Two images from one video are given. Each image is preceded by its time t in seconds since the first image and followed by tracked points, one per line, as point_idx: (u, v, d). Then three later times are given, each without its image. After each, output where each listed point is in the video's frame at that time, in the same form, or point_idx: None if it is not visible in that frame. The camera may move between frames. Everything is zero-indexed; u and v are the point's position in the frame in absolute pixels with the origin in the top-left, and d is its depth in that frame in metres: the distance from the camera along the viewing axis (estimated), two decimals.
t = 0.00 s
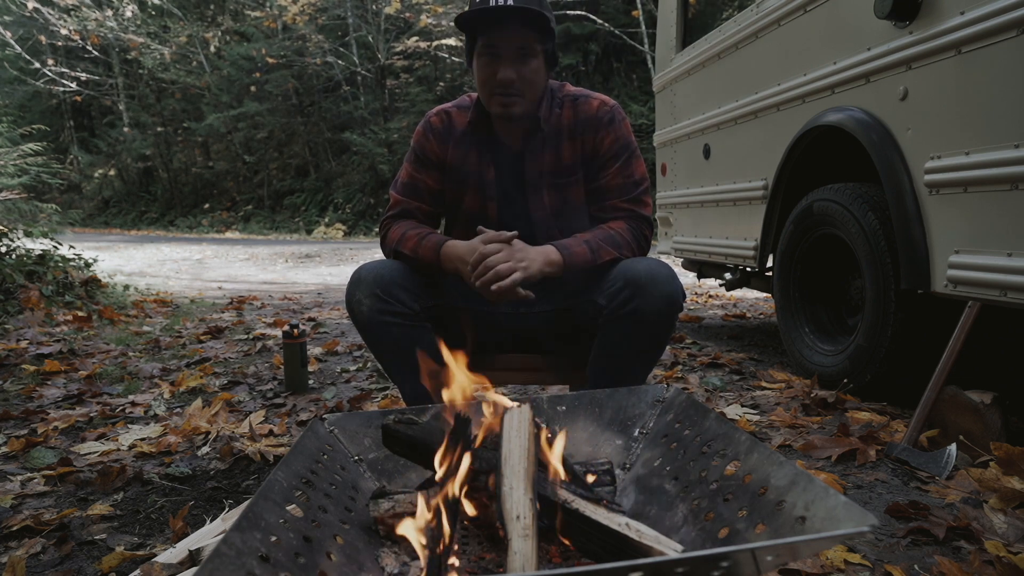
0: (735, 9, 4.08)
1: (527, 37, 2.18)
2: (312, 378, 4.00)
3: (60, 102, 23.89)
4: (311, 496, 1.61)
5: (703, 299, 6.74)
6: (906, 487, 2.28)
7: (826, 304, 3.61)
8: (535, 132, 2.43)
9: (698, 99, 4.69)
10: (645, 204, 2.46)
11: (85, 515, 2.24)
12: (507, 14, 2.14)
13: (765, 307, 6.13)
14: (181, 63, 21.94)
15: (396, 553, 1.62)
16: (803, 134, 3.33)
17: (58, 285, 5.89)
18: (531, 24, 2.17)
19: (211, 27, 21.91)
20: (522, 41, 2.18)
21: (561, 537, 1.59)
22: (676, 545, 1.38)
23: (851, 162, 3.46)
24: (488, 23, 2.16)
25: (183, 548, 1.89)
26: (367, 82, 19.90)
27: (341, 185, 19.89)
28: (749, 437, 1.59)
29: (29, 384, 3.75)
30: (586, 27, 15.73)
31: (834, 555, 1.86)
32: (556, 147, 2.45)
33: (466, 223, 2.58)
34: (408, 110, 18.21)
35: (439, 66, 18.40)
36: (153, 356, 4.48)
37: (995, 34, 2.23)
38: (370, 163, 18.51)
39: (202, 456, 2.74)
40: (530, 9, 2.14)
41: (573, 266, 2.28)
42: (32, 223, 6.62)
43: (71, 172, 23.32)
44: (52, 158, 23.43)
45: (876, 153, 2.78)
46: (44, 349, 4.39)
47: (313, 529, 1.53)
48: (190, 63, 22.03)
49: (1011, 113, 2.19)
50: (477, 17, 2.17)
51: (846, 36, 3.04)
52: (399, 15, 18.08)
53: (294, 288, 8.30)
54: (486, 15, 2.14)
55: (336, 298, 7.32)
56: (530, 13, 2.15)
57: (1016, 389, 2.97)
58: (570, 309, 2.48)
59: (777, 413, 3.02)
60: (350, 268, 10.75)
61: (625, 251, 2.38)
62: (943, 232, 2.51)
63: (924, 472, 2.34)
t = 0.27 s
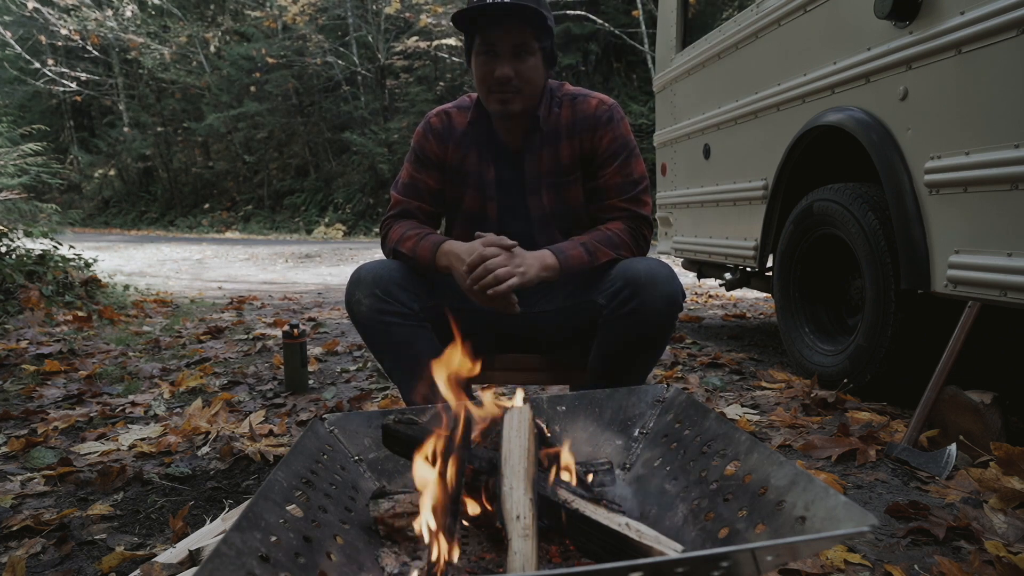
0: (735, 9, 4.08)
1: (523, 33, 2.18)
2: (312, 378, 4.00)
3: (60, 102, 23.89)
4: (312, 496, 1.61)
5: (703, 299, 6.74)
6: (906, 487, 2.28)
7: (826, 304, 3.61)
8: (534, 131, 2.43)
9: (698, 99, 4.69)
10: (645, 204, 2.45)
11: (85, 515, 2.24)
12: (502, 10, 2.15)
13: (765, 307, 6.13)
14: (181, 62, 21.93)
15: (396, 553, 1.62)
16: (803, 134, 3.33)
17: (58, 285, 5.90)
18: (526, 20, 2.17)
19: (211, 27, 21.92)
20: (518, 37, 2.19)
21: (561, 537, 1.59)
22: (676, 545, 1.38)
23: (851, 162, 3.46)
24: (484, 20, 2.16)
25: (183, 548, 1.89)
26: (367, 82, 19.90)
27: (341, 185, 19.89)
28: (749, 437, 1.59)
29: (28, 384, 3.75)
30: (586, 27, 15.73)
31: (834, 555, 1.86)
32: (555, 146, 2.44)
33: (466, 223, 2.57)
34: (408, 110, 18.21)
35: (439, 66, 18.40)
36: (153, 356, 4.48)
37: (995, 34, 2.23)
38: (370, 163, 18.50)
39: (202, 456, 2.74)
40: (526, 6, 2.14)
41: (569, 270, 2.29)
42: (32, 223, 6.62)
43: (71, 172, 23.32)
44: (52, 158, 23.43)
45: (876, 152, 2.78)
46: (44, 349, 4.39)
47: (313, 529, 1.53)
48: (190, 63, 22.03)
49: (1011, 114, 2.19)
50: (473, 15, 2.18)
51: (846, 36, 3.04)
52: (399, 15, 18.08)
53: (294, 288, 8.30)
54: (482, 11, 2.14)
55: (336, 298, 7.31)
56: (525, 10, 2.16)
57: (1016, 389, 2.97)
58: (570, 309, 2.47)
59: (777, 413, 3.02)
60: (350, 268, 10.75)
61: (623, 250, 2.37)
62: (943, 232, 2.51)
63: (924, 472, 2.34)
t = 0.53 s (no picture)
0: (735, 9, 4.08)
1: (513, 33, 2.18)
2: (312, 378, 4.00)
3: (60, 102, 23.89)
4: (312, 496, 1.61)
5: (703, 299, 6.74)
6: (906, 487, 2.28)
7: (826, 304, 3.61)
8: (533, 131, 2.43)
9: (698, 99, 4.69)
10: (645, 205, 2.45)
11: (85, 515, 2.24)
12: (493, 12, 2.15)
13: (764, 307, 6.13)
14: (181, 62, 21.93)
15: (396, 553, 1.62)
16: (803, 134, 3.33)
17: (58, 285, 5.89)
18: (517, 20, 2.17)
19: (211, 27, 21.92)
20: (509, 38, 2.19)
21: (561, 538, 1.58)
22: (676, 545, 1.38)
23: (851, 162, 3.46)
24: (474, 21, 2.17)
25: (183, 548, 1.89)
26: (367, 82, 19.89)
27: (341, 185, 19.89)
28: (749, 437, 1.59)
29: (28, 384, 3.75)
30: (586, 27, 15.74)
31: (834, 555, 1.86)
32: (554, 146, 2.44)
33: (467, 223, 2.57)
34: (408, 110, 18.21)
35: (439, 66, 18.40)
36: (153, 356, 4.48)
37: (995, 34, 2.23)
38: (370, 163, 18.51)
39: (202, 456, 2.74)
40: (516, 6, 2.14)
41: (573, 266, 2.28)
42: (32, 223, 6.62)
43: (71, 172, 23.32)
44: (51, 158, 23.42)
45: (876, 152, 2.78)
46: (43, 349, 4.39)
47: (313, 529, 1.53)
48: (190, 63, 22.03)
49: (1011, 114, 2.19)
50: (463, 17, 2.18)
51: (846, 36, 3.04)
52: (399, 15, 18.08)
53: (294, 288, 8.30)
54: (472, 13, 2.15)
55: (336, 298, 7.32)
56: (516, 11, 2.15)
57: (1016, 389, 2.97)
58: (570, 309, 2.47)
59: (777, 413, 3.02)
60: (350, 268, 10.74)
61: (624, 250, 2.37)
62: (943, 232, 2.51)
63: (924, 472, 2.34)
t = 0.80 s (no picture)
0: (735, 9, 4.08)
1: (522, 40, 2.17)
2: (312, 378, 4.00)
3: (60, 102, 23.90)
4: (312, 496, 1.61)
5: (703, 299, 6.74)
6: (906, 487, 2.28)
7: (826, 304, 3.61)
8: (534, 132, 2.42)
9: (698, 99, 4.69)
10: (645, 205, 2.45)
11: (85, 515, 2.24)
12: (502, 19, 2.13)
13: (764, 307, 6.14)
14: (181, 62, 21.93)
15: (396, 553, 1.63)
16: (803, 134, 3.33)
17: (58, 285, 5.89)
18: (527, 26, 2.16)
19: (211, 27, 21.93)
20: (518, 44, 2.18)
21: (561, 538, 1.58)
22: (676, 545, 1.38)
23: (851, 162, 3.46)
24: (483, 28, 2.15)
25: (183, 548, 1.89)
26: (367, 82, 19.88)
27: (341, 185, 19.89)
28: (749, 437, 1.59)
29: (28, 384, 3.74)
30: (587, 27, 15.74)
31: (834, 555, 1.86)
32: (555, 147, 2.44)
33: (466, 223, 2.55)
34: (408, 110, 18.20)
35: (439, 66, 18.40)
36: (153, 356, 4.48)
37: (995, 34, 2.23)
38: (370, 163, 18.51)
39: (202, 456, 2.74)
40: (524, 13, 2.13)
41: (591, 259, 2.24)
42: (32, 223, 6.62)
43: (71, 172, 23.32)
44: (52, 158, 23.42)
45: (876, 153, 2.78)
46: (44, 349, 4.39)
47: (313, 529, 1.53)
48: (190, 63, 22.03)
49: (1011, 113, 2.19)
50: (471, 24, 2.17)
51: (846, 36, 3.04)
52: (399, 15, 18.09)
53: (294, 288, 8.30)
54: (481, 20, 2.13)
55: (337, 298, 7.32)
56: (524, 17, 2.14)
57: (1016, 389, 2.97)
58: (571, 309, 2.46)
59: (777, 413, 3.02)
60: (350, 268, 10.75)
61: (633, 251, 2.34)
62: (943, 232, 2.51)
63: (924, 472, 2.34)
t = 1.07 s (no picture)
0: (735, 9, 4.08)
1: (526, 38, 2.17)
2: (312, 378, 4.00)
3: (60, 102, 23.90)
4: (312, 496, 1.61)
5: (703, 299, 6.74)
6: (906, 487, 2.28)
7: (826, 304, 3.61)
8: (536, 132, 2.43)
9: (698, 99, 4.69)
10: (646, 204, 2.44)
11: (85, 515, 2.24)
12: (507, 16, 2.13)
13: (765, 307, 6.14)
14: (181, 62, 21.93)
15: (396, 553, 1.62)
16: (804, 134, 3.33)
17: (58, 285, 5.89)
18: (531, 25, 2.16)
19: (211, 27, 21.94)
20: (522, 42, 2.18)
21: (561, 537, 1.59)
22: (676, 545, 1.38)
23: (851, 162, 3.46)
24: (488, 25, 2.15)
25: (183, 548, 1.89)
26: (366, 82, 19.88)
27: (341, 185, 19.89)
28: (749, 437, 1.59)
29: (28, 384, 3.74)
30: (587, 27, 15.75)
31: (834, 555, 1.86)
32: (555, 147, 2.44)
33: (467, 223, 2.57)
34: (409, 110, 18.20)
35: (439, 66, 18.40)
36: (153, 356, 4.48)
37: (995, 34, 2.23)
38: (370, 163, 18.51)
39: (202, 456, 2.74)
40: (529, 11, 2.13)
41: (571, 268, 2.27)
42: (32, 223, 6.62)
43: (71, 172, 23.32)
44: (52, 158, 23.42)
45: (876, 152, 2.78)
46: (43, 349, 4.39)
47: (313, 529, 1.53)
48: (189, 63, 22.03)
49: (1011, 113, 2.19)
50: (476, 21, 2.17)
51: (846, 36, 3.04)
52: (399, 15, 18.09)
53: (294, 288, 8.29)
54: (485, 17, 2.13)
55: (337, 298, 7.32)
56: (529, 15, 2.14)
57: (1016, 389, 2.97)
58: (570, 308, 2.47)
59: (777, 413, 3.02)
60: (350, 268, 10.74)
61: (627, 252, 2.37)
62: (943, 232, 2.51)
63: (924, 472, 2.34)
